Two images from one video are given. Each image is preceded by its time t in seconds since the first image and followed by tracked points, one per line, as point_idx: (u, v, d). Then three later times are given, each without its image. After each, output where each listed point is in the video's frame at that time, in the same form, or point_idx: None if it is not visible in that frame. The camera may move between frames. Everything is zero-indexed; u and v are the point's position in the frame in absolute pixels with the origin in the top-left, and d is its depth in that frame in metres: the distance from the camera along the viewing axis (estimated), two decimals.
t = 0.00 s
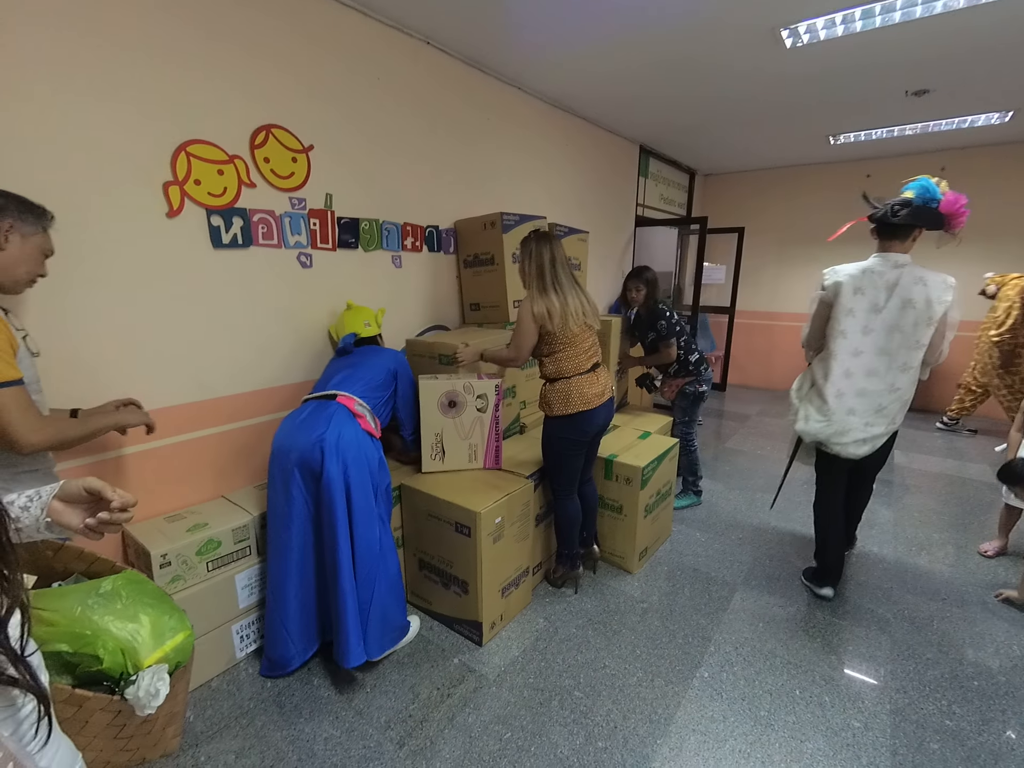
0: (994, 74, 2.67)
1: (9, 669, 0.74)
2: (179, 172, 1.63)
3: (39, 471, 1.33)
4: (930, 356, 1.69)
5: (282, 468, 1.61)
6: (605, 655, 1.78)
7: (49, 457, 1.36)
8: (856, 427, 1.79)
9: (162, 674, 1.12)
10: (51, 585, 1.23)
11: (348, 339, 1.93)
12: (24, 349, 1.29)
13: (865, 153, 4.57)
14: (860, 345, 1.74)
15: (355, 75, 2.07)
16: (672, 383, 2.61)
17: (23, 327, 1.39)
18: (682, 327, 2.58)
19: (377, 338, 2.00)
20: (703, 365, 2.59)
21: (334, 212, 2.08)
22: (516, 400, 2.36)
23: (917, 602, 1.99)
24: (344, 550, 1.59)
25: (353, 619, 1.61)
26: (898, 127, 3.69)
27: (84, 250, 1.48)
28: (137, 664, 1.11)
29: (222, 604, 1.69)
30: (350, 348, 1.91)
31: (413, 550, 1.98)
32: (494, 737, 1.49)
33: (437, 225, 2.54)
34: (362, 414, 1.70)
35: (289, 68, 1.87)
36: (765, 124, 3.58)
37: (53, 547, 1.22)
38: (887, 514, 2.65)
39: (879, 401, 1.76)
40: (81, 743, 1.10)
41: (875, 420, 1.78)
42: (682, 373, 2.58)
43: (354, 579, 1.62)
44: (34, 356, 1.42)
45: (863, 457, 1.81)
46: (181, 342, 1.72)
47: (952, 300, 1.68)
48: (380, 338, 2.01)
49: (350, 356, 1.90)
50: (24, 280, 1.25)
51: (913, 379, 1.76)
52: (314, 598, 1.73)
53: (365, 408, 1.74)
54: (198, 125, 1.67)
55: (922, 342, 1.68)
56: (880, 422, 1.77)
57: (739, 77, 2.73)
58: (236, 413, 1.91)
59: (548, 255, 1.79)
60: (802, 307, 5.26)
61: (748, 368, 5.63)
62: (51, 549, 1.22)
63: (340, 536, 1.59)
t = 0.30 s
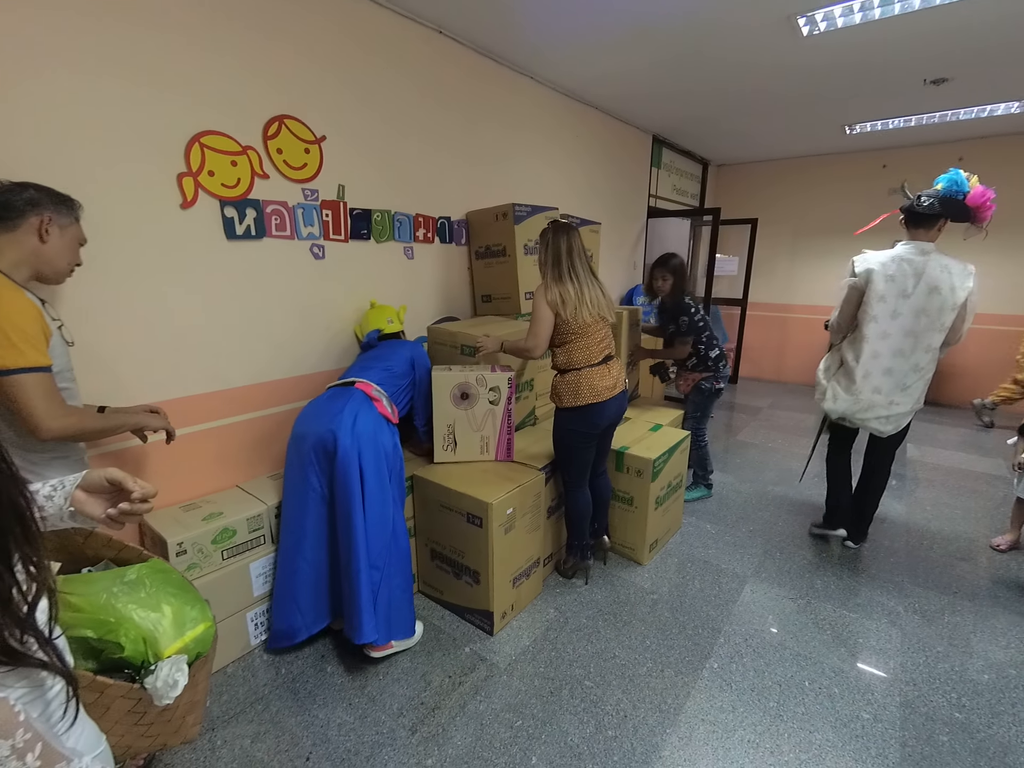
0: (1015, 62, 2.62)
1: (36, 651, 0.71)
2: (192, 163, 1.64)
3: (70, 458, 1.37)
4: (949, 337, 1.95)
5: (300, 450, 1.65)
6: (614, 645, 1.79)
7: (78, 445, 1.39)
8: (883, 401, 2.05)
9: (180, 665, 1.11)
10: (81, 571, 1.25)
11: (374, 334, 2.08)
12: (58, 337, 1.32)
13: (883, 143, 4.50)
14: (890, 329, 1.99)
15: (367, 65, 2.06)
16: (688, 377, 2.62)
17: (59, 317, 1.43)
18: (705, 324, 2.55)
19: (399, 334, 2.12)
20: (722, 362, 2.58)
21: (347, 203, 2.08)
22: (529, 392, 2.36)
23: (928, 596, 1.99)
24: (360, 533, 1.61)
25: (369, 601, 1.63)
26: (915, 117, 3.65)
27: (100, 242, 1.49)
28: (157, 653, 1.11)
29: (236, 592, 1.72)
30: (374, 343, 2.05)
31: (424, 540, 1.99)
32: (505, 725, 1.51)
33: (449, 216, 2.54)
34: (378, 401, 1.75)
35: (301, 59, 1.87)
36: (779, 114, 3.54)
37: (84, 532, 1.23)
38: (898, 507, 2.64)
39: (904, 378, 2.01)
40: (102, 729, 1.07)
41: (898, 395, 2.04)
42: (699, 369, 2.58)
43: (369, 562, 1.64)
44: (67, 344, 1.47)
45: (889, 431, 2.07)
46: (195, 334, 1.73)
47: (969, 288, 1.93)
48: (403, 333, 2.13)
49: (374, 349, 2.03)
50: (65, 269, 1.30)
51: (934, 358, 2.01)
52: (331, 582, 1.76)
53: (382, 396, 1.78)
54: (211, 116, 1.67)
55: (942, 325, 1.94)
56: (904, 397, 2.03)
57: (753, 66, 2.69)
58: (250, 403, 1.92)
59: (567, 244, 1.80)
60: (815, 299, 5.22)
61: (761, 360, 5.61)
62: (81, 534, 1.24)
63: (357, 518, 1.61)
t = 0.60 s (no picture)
0: None
1: (63, 635, 0.69)
2: (205, 157, 1.65)
3: (89, 449, 1.40)
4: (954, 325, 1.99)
5: (316, 425, 1.74)
6: (623, 637, 1.80)
7: (95, 436, 1.42)
8: (891, 390, 2.10)
9: (199, 650, 1.13)
10: (100, 560, 1.27)
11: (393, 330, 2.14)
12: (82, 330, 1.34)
13: (897, 134, 4.45)
14: (891, 320, 2.06)
15: (377, 59, 2.06)
16: (706, 369, 2.61)
17: (82, 311, 1.46)
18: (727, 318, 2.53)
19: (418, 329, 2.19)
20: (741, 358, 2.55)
21: (357, 196, 2.09)
22: (539, 385, 2.37)
23: (939, 591, 1.98)
24: (364, 509, 1.66)
25: (370, 582, 1.66)
26: (931, 107, 3.60)
27: (115, 236, 1.51)
28: (176, 640, 1.13)
29: (250, 581, 1.74)
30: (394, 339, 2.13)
31: (434, 531, 2.01)
32: (514, 715, 1.53)
33: (459, 209, 2.54)
34: (393, 389, 1.81)
35: (313, 53, 1.87)
36: (791, 106, 3.50)
37: (103, 522, 1.26)
38: (910, 502, 2.62)
39: (910, 367, 2.06)
40: (123, 712, 1.09)
41: (905, 384, 2.08)
42: (716, 361, 2.57)
43: (371, 540, 1.67)
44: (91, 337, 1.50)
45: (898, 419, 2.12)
46: (208, 326, 1.75)
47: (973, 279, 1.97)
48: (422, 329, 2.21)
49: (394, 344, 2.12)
50: (92, 262, 1.32)
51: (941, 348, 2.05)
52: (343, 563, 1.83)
53: (397, 385, 1.84)
54: (224, 110, 1.68)
55: (946, 315, 1.99)
56: (911, 386, 2.07)
57: (765, 57, 2.66)
58: (262, 395, 1.94)
59: (579, 242, 1.81)
60: (827, 293, 5.18)
61: (771, 354, 5.58)
62: (101, 524, 1.26)
63: (362, 493, 1.66)
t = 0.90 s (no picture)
0: None
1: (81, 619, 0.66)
2: (215, 151, 1.66)
3: (103, 441, 1.42)
4: (948, 309, 2.28)
5: (326, 411, 1.79)
6: (630, 631, 1.81)
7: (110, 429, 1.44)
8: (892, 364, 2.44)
9: (212, 638, 1.15)
10: (113, 550, 1.29)
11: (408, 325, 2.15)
12: (91, 324, 1.35)
13: (909, 126, 4.40)
14: (890, 303, 2.43)
15: (385, 53, 2.06)
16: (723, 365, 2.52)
17: (93, 305, 1.48)
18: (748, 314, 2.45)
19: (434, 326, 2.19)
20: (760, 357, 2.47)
21: (366, 190, 2.09)
22: (548, 380, 2.37)
23: (949, 586, 1.97)
24: (364, 492, 1.67)
25: (365, 565, 1.66)
26: (944, 98, 3.55)
27: (126, 230, 1.52)
28: (189, 628, 1.14)
29: (260, 572, 1.76)
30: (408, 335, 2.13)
31: (442, 524, 2.02)
32: (522, 707, 1.53)
33: (467, 203, 2.54)
34: (402, 378, 1.84)
35: (321, 48, 1.88)
36: (801, 98, 3.47)
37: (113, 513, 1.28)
38: (919, 497, 2.61)
39: (908, 345, 2.39)
40: (138, 698, 1.12)
41: (901, 359, 2.42)
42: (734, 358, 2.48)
43: (371, 524, 1.68)
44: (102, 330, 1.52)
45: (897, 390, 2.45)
46: (218, 320, 1.77)
47: (970, 268, 2.24)
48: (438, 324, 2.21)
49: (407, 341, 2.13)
50: (100, 255, 1.33)
51: (940, 329, 2.35)
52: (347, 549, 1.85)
53: (407, 376, 1.87)
54: (233, 104, 1.69)
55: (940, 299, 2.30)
56: (909, 360, 2.40)
57: (775, 49, 2.64)
58: (272, 388, 1.96)
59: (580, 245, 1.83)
60: (837, 287, 5.15)
61: (780, 348, 5.56)
62: (112, 515, 1.29)
63: (364, 476, 1.68)
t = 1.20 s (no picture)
0: None
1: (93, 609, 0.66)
2: (224, 147, 1.67)
3: (113, 434, 1.43)
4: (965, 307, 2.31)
5: (334, 404, 1.81)
6: (635, 626, 1.81)
7: (120, 424, 1.46)
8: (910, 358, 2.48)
9: (221, 631, 1.13)
10: (126, 541, 1.30)
11: (416, 323, 2.17)
12: (95, 318, 1.36)
13: (921, 119, 4.34)
14: (909, 299, 2.46)
15: (393, 48, 2.06)
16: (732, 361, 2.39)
17: (100, 300, 1.50)
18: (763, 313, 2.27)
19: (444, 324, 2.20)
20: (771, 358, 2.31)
21: (373, 185, 2.10)
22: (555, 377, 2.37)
23: (958, 584, 1.95)
24: (367, 479, 1.68)
25: (366, 551, 1.66)
26: (957, 91, 3.51)
27: (137, 225, 1.54)
28: (199, 619, 1.15)
29: (268, 564, 1.77)
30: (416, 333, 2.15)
31: (448, 519, 2.03)
32: (527, 701, 1.54)
33: (474, 198, 2.54)
34: (411, 371, 1.86)
35: (329, 43, 1.88)
36: (812, 92, 3.43)
37: (128, 504, 1.29)
38: (929, 494, 2.59)
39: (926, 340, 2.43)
40: (148, 689, 1.09)
41: (919, 355, 2.46)
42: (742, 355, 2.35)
43: (373, 512, 1.68)
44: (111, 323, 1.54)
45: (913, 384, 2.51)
46: (227, 315, 1.78)
47: (988, 267, 2.26)
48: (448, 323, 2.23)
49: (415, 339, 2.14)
50: (104, 248, 1.34)
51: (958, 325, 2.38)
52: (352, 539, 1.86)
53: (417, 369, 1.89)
54: (241, 100, 1.70)
55: (957, 297, 2.32)
56: (926, 356, 2.44)
57: (785, 42, 2.62)
58: (280, 383, 1.97)
59: (587, 236, 1.81)
60: (847, 283, 5.10)
61: (789, 344, 5.53)
62: (125, 507, 1.30)
63: (367, 463, 1.69)
